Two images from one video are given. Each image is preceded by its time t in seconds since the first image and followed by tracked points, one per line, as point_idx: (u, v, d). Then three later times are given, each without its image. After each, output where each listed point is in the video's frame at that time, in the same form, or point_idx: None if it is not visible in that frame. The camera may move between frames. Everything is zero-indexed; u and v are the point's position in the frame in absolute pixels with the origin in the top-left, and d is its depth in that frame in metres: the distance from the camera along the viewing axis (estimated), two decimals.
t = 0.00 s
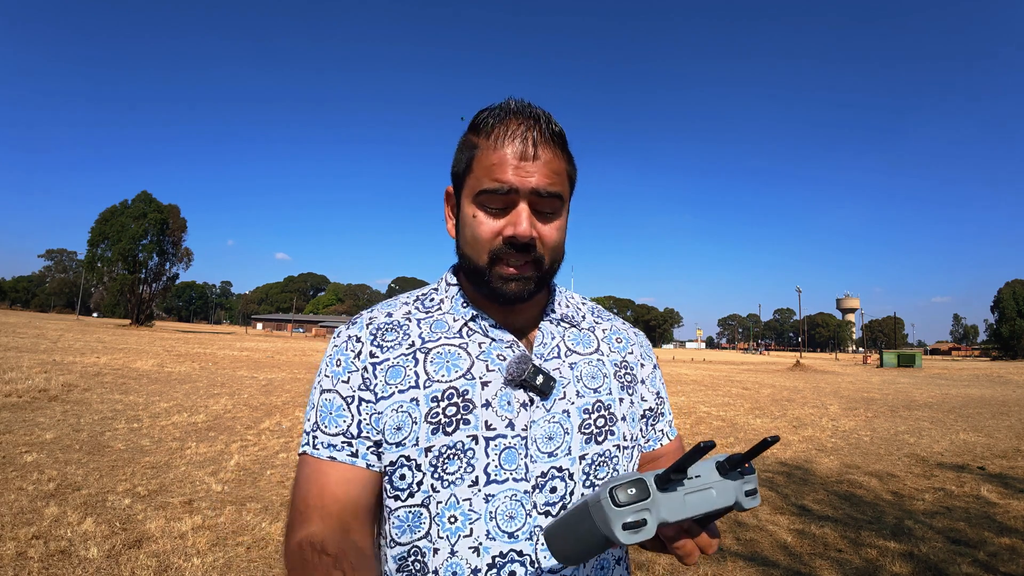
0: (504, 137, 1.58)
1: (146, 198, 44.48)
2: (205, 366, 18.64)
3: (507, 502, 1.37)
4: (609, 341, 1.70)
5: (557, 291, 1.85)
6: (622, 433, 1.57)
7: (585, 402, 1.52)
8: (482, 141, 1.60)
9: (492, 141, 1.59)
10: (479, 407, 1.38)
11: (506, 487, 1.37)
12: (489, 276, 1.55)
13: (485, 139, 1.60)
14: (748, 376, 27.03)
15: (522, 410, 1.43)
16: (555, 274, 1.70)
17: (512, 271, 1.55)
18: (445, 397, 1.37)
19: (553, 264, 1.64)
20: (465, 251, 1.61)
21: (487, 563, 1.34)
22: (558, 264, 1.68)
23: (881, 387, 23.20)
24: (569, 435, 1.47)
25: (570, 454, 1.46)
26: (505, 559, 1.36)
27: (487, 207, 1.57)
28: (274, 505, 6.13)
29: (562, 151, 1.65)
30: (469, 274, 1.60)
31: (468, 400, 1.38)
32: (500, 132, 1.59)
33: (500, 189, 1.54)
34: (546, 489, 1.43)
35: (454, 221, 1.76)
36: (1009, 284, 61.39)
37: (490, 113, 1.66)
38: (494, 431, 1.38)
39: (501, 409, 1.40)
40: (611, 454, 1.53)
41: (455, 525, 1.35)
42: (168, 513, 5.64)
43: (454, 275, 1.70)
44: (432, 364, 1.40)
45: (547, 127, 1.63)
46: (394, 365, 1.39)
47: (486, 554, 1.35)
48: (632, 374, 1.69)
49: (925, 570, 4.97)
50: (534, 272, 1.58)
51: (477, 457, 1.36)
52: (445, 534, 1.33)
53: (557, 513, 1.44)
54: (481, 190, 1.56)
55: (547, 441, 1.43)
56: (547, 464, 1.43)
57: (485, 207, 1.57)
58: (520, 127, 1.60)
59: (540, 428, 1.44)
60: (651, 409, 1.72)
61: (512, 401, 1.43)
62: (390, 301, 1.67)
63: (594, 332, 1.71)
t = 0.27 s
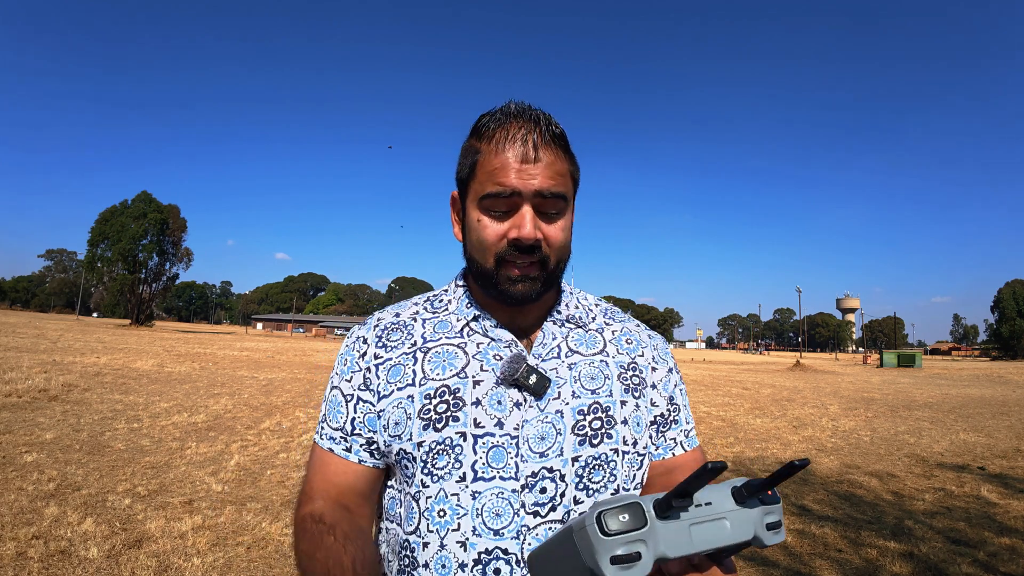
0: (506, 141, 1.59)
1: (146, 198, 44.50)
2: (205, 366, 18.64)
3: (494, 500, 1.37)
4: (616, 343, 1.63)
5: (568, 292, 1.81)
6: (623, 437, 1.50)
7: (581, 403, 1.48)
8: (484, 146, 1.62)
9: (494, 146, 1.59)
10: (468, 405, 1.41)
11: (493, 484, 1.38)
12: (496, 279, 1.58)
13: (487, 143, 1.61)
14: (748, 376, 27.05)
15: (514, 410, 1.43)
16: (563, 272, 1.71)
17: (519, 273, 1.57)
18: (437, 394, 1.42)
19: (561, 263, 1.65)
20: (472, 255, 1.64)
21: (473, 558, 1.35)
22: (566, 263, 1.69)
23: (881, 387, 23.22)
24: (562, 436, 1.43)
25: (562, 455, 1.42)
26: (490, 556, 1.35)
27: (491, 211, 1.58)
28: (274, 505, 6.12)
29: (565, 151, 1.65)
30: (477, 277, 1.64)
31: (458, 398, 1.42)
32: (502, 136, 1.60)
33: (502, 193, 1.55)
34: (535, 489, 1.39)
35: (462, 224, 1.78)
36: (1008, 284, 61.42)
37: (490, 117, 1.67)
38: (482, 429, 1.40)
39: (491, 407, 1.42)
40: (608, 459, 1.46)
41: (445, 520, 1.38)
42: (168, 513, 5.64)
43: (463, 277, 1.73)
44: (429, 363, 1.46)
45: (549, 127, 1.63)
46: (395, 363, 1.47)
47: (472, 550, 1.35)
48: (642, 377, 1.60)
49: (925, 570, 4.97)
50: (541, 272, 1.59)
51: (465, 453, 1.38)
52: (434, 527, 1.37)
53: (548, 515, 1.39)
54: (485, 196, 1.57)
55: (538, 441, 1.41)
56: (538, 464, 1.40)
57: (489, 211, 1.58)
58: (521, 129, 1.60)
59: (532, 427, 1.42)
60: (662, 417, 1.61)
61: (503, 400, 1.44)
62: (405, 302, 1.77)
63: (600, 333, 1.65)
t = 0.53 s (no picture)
0: (513, 143, 1.61)
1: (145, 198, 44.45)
2: (205, 366, 18.63)
3: (489, 497, 1.42)
4: (621, 343, 1.63)
5: (576, 290, 1.82)
6: (623, 437, 1.50)
7: (579, 403, 1.49)
8: (492, 148, 1.63)
9: (502, 148, 1.61)
10: (465, 404, 1.47)
11: (487, 483, 1.42)
12: (510, 279, 1.58)
13: (495, 145, 1.63)
14: (748, 376, 27.00)
15: (510, 410, 1.47)
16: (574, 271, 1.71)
17: (534, 272, 1.57)
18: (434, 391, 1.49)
19: (573, 261, 1.66)
20: (484, 258, 1.64)
21: (469, 554, 1.39)
22: (576, 261, 1.70)
23: (881, 387, 23.21)
24: (559, 436, 1.46)
25: (559, 455, 1.44)
26: (485, 553, 1.39)
27: (502, 212, 1.59)
28: (274, 505, 6.12)
29: (571, 151, 1.67)
30: (490, 279, 1.63)
31: (455, 397, 1.48)
32: (509, 139, 1.62)
33: (513, 193, 1.56)
34: (531, 489, 1.42)
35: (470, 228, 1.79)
36: (1008, 284, 61.38)
37: (494, 119, 1.69)
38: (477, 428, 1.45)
39: (486, 407, 1.47)
40: (608, 459, 1.47)
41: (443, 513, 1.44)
42: (168, 513, 5.64)
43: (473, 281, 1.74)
44: (429, 362, 1.53)
45: (554, 128, 1.65)
46: (399, 360, 1.55)
47: (468, 546, 1.40)
48: (647, 376, 1.59)
49: (925, 570, 4.97)
50: (555, 270, 1.59)
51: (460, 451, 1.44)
52: (433, 520, 1.43)
53: (543, 514, 1.42)
54: (495, 197, 1.58)
55: (535, 441, 1.44)
56: (534, 464, 1.43)
57: (500, 212, 1.59)
58: (528, 131, 1.62)
59: (529, 428, 1.46)
60: (670, 416, 1.60)
61: (499, 401, 1.48)
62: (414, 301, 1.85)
63: (604, 333, 1.65)
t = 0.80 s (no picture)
0: (512, 144, 1.61)
1: (145, 198, 44.44)
2: (205, 366, 18.64)
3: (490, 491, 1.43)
4: (628, 345, 1.62)
5: (586, 290, 1.81)
6: (626, 439, 1.49)
7: (582, 404, 1.49)
8: (491, 151, 1.64)
9: (501, 151, 1.62)
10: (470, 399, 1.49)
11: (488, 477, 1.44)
12: (513, 279, 1.59)
13: (494, 148, 1.63)
14: (748, 376, 27.00)
15: (513, 408, 1.49)
16: (579, 269, 1.71)
17: (537, 271, 1.57)
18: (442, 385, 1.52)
19: (577, 259, 1.65)
20: (489, 259, 1.64)
21: (467, 545, 1.40)
22: (581, 259, 1.69)
23: (881, 387, 23.21)
24: (560, 435, 1.46)
25: (560, 454, 1.45)
26: (482, 546, 1.40)
27: (503, 213, 1.59)
28: (274, 505, 6.12)
29: (570, 149, 1.67)
30: (494, 279, 1.64)
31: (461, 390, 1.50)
32: (507, 141, 1.62)
33: (513, 194, 1.57)
34: (531, 486, 1.43)
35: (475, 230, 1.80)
36: (1008, 284, 61.37)
37: (493, 122, 1.70)
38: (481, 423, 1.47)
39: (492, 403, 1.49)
40: (608, 461, 1.47)
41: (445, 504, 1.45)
42: (168, 513, 5.64)
43: (480, 281, 1.76)
44: (439, 355, 1.56)
45: (552, 127, 1.65)
46: (411, 351, 1.59)
47: (467, 537, 1.41)
48: (654, 378, 1.58)
49: (925, 570, 4.97)
50: (558, 269, 1.59)
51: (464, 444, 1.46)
52: (434, 510, 1.44)
53: (541, 512, 1.42)
54: (496, 199, 1.59)
55: (537, 439, 1.45)
56: (535, 462, 1.44)
57: (501, 214, 1.60)
58: (526, 131, 1.62)
59: (531, 425, 1.47)
60: (677, 419, 1.58)
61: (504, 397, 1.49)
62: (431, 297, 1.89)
63: (611, 334, 1.65)
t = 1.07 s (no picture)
0: (531, 143, 1.60)
1: (145, 198, 44.44)
2: (205, 366, 18.65)
3: (497, 489, 1.42)
4: (633, 347, 1.62)
5: (590, 290, 1.81)
6: (630, 441, 1.50)
7: (588, 405, 1.49)
8: (509, 148, 1.63)
9: (520, 148, 1.60)
10: (478, 395, 1.48)
11: (495, 475, 1.42)
12: (527, 277, 1.58)
13: (513, 145, 1.62)
14: (748, 376, 27.00)
15: (520, 407, 1.48)
16: (591, 269, 1.71)
17: (551, 270, 1.57)
18: (450, 379, 1.49)
19: (590, 260, 1.65)
20: (503, 256, 1.64)
21: (474, 541, 1.40)
22: (593, 260, 1.69)
23: (881, 387, 23.20)
24: (567, 436, 1.46)
25: (566, 455, 1.45)
26: (489, 542, 1.40)
27: (520, 211, 1.58)
28: (274, 505, 6.12)
29: (587, 150, 1.66)
30: (507, 277, 1.63)
31: (470, 386, 1.49)
32: (526, 138, 1.61)
33: (531, 192, 1.56)
34: (537, 486, 1.43)
35: (489, 227, 1.79)
36: (1008, 284, 61.35)
37: (513, 119, 1.69)
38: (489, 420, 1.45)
39: (500, 401, 1.48)
40: (613, 462, 1.48)
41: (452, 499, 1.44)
42: (168, 513, 5.64)
43: (491, 277, 1.75)
44: (447, 349, 1.54)
45: (571, 127, 1.64)
46: (419, 344, 1.56)
47: (474, 533, 1.41)
48: (658, 381, 1.58)
49: (925, 570, 4.97)
50: (572, 269, 1.59)
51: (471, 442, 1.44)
52: (442, 504, 1.43)
53: (547, 511, 1.42)
54: (514, 196, 1.58)
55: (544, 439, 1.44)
56: (541, 462, 1.43)
57: (518, 212, 1.59)
58: (545, 130, 1.62)
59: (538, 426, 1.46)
60: (680, 420, 1.60)
61: (511, 397, 1.49)
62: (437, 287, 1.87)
63: (616, 335, 1.64)
